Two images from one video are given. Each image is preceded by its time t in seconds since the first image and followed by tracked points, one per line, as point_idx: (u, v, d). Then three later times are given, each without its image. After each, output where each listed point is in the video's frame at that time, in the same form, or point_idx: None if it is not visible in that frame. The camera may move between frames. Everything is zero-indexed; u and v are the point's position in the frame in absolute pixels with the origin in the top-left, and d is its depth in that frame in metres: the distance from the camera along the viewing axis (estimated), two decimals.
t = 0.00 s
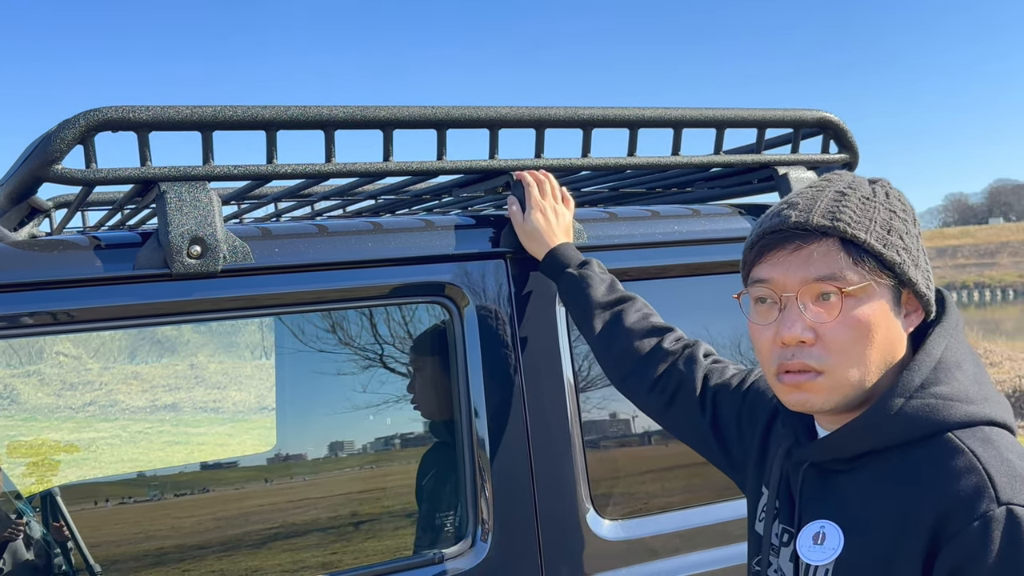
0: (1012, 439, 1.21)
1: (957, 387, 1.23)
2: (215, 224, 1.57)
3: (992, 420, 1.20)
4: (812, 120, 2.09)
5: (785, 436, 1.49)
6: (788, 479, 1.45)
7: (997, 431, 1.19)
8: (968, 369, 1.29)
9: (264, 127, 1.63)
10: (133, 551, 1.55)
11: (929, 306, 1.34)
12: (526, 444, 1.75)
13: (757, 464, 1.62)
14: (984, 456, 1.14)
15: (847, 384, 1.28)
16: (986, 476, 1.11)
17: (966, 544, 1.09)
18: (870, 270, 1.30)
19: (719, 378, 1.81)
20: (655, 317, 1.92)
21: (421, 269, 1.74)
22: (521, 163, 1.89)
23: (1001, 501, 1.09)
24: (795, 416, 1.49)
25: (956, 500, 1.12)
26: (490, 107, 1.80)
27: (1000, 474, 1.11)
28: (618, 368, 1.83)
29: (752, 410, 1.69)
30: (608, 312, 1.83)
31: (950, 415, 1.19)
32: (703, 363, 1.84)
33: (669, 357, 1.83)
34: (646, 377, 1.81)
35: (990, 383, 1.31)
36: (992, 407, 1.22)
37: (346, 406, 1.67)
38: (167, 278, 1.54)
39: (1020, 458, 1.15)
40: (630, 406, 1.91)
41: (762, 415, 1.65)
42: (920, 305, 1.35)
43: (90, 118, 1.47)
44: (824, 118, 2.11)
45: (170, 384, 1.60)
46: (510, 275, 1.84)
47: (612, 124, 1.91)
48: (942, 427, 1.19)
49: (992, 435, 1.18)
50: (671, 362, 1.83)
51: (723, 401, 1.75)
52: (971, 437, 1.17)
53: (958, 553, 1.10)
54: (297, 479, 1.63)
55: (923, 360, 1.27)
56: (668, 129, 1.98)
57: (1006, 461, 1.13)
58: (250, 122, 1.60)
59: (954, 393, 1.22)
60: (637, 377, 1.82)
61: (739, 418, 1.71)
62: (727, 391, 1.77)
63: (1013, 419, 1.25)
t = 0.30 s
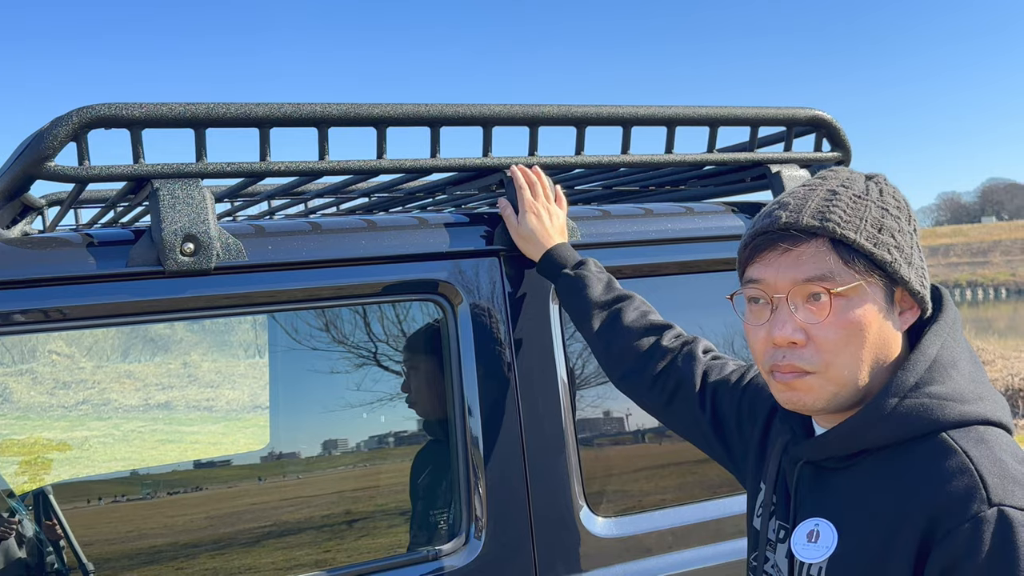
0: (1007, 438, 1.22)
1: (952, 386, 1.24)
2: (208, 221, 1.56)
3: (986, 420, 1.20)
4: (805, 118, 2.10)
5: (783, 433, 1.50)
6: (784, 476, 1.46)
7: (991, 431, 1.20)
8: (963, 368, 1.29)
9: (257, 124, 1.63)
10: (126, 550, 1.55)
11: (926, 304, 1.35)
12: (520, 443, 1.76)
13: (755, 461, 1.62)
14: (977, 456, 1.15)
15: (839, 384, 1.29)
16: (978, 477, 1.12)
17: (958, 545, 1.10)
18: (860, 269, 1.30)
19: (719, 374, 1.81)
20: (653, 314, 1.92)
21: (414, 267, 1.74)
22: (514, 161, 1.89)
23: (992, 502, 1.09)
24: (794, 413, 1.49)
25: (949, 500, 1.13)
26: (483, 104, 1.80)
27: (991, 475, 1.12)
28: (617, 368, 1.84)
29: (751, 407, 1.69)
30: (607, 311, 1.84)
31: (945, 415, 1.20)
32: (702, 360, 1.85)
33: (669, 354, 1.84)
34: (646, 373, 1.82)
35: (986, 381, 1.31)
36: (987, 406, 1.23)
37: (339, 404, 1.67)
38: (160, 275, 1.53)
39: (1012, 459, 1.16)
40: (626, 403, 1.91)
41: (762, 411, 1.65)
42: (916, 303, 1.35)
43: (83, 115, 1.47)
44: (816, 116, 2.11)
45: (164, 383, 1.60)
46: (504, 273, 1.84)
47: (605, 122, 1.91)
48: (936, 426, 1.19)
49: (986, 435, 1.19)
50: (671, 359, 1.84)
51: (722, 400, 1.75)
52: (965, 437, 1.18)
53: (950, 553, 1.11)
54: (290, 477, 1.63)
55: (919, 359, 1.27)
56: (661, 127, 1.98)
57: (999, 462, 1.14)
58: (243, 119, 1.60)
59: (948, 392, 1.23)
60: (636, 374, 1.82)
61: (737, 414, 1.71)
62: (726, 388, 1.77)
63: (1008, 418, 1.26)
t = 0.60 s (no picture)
0: (994, 433, 1.22)
1: (937, 383, 1.25)
2: (202, 218, 1.56)
3: (973, 415, 1.21)
4: (799, 116, 2.10)
5: (770, 431, 1.51)
6: (772, 474, 1.46)
7: (977, 426, 1.20)
8: (948, 365, 1.30)
9: (251, 122, 1.62)
10: (119, 548, 1.54)
11: (912, 301, 1.35)
12: (513, 440, 1.76)
13: (742, 459, 1.63)
14: (964, 451, 1.15)
15: (833, 381, 1.29)
16: (966, 472, 1.12)
17: (946, 540, 1.10)
18: (852, 268, 1.31)
19: (707, 374, 1.82)
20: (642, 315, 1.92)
21: (408, 265, 1.74)
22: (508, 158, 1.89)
23: (980, 497, 1.10)
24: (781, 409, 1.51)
25: (937, 496, 1.13)
26: (478, 102, 1.80)
27: (979, 469, 1.13)
28: (606, 369, 1.84)
29: (738, 405, 1.70)
30: (596, 313, 1.84)
31: (931, 411, 1.20)
32: (690, 361, 1.85)
33: (658, 354, 1.84)
34: (636, 371, 1.82)
35: (971, 377, 1.32)
36: (972, 402, 1.23)
37: (333, 402, 1.67)
38: (154, 272, 1.53)
39: (999, 453, 1.17)
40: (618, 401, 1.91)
41: (749, 411, 1.66)
42: (903, 300, 1.36)
43: (76, 112, 1.46)
44: (810, 114, 2.12)
45: (157, 381, 1.60)
46: (498, 271, 1.84)
47: (600, 120, 1.91)
48: (923, 422, 1.20)
49: (973, 430, 1.19)
50: (659, 360, 1.84)
51: (710, 399, 1.76)
52: (952, 432, 1.18)
53: (940, 548, 1.11)
54: (284, 475, 1.63)
55: (905, 357, 1.28)
56: (655, 125, 1.98)
57: (985, 456, 1.15)
58: (237, 117, 1.59)
59: (934, 389, 1.23)
60: (625, 376, 1.82)
61: (726, 412, 1.72)
62: (714, 387, 1.77)
63: (994, 413, 1.26)
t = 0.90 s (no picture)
0: (988, 426, 1.23)
1: (933, 376, 1.25)
2: (200, 214, 1.55)
3: (968, 408, 1.22)
4: (796, 112, 2.10)
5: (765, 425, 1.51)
6: (767, 468, 1.46)
7: (973, 419, 1.21)
8: (943, 359, 1.30)
9: (249, 117, 1.62)
10: (114, 545, 1.54)
11: (912, 295, 1.36)
12: (510, 435, 1.75)
13: (737, 453, 1.63)
14: (961, 442, 1.16)
15: (836, 372, 1.29)
16: (963, 462, 1.13)
17: (944, 529, 1.10)
18: (858, 260, 1.31)
19: (700, 372, 1.82)
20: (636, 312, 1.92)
21: (405, 261, 1.73)
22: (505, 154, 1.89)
23: (978, 487, 1.10)
24: (776, 400, 1.51)
25: (934, 486, 1.13)
26: (476, 98, 1.79)
27: (976, 460, 1.13)
28: (601, 365, 1.84)
29: (732, 401, 1.70)
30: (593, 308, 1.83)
31: (928, 403, 1.20)
32: (683, 357, 1.85)
33: (650, 352, 1.84)
34: (633, 365, 1.82)
35: (966, 371, 1.32)
36: (967, 395, 1.24)
37: (330, 399, 1.67)
38: (151, 268, 1.52)
39: (995, 445, 1.17)
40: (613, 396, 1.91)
41: (743, 406, 1.66)
42: (903, 294, 1.37)
43: (72, 108, 1.46)
44: (807, 111, 2.12)
45: (152, 377, 1.61)
46: (495, 266, 1.84)
47: (597, 116, 1.91)
48: (920, 414, 1.20)
49: (968, 422, 1.20)
50: (653, 356, 1.84)
51: (703, 398, 1.76)
52: (948, 424, 1.19)
53: (937, 538, 1.11)
54: (280, 471, 1.62)
55: (902, 349, 1.28)
56: (653, 121, 1.98)
57: (982, 448, 1.15)
58: (234, 112, 1.59)
59: (930, 381, 1.24)
60: (619, 371, 1.82)
61: (721, 406, 1.72)
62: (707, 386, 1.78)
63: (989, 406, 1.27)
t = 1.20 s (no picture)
0: (983, 423, 1.23)
1: (927, 372, 1.25)
2: (193, 207, 1.54)
3: (962, 405, 1.22)
4: (792, 106, 2.10)
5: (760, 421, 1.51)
6: (762, 464, 1.46)
7: (967, 416, 1.21)
8: (938, 355, 1.31)
9: (243, 110, 1.61)
10: (109, 541, 1.54)
11: (909, 287, 1.37)
12: (505, 431, 1.75)
13: (731, 449, 1.63)
14: (955, 440, 1.16)
15: (838, 366, 1.29)
16: (957, 461, 1.13)
17: (938, 528, 1.11)
18: (854, 253, 1.31)
19: (696, 366, 1.82)
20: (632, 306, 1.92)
21: (400, 255, 1.73)
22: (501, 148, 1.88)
23: (972, 486, 1.10)
24: (770, 396, 1.51)
25: (929, 484, 1.14)
26: (472, 91, 1.78)
27: (970, 459, 1.13)
28: (597, 360, 1.84)
29: (727, 396, 1.70)
30: (589, 302, 1.83)
31: (922, 401, 1.21)
32: (679, 352, 1.84)
33: (647, 346, 1.84)
34: (628, 360, 1.82)
35: (960, 366, 1.33)
36: (962, 392, 1.24)
37: (326, 394, 1.66)
38: (145, 262, 1.51)
39: (989, 442, 1.18)
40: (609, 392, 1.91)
41: (738, 401, 1.66)
42: (899, 287, 1.38)
43: (65, 100, 1.44)
44: (804, 105, 2.12)
45: (147, 373, 1.59)
46: (491, 262, 1.84)
47: (593, 110, 1.90)
48: (915, 412, 1.20)
49: (963, 419, 1.20)
50: (649, 350, 1.84)
51: (700, 389, 1.77)
52: (943, 422, 1.19)
53: (931, 536, 1.12)
54: (275, 467, 1.62)
55: (897, 346, 1.28)
56: (649, 115, 1.98)
57: (977, 446, 1.15)
58: (228, 105, 1.58)
59: (925, 378, 1.24)
60: (616, 365, 1.83)
61: (716, 402, 1.72)
62: (703, 378, 1.78)
63: (983, 402, 1.27)
